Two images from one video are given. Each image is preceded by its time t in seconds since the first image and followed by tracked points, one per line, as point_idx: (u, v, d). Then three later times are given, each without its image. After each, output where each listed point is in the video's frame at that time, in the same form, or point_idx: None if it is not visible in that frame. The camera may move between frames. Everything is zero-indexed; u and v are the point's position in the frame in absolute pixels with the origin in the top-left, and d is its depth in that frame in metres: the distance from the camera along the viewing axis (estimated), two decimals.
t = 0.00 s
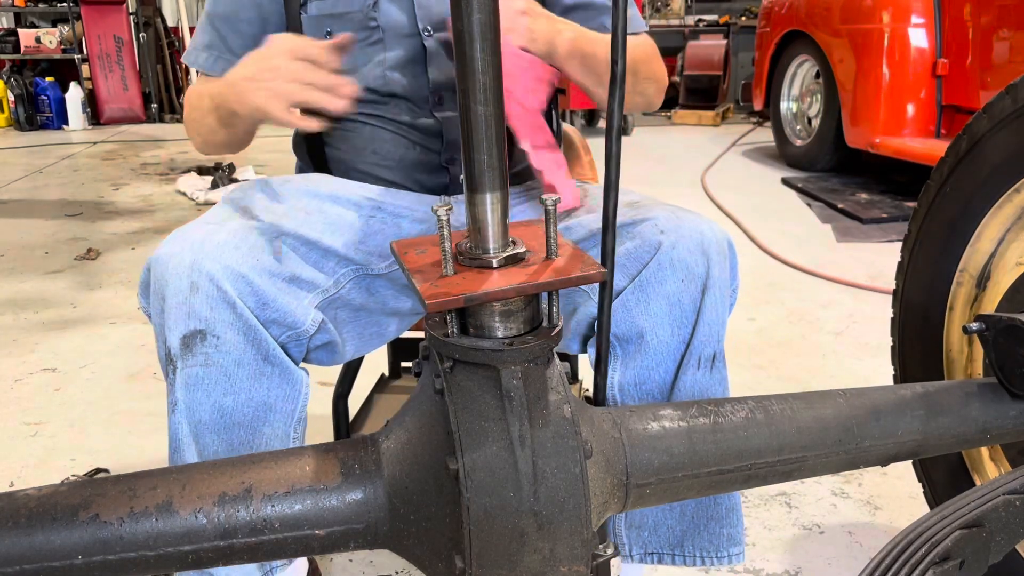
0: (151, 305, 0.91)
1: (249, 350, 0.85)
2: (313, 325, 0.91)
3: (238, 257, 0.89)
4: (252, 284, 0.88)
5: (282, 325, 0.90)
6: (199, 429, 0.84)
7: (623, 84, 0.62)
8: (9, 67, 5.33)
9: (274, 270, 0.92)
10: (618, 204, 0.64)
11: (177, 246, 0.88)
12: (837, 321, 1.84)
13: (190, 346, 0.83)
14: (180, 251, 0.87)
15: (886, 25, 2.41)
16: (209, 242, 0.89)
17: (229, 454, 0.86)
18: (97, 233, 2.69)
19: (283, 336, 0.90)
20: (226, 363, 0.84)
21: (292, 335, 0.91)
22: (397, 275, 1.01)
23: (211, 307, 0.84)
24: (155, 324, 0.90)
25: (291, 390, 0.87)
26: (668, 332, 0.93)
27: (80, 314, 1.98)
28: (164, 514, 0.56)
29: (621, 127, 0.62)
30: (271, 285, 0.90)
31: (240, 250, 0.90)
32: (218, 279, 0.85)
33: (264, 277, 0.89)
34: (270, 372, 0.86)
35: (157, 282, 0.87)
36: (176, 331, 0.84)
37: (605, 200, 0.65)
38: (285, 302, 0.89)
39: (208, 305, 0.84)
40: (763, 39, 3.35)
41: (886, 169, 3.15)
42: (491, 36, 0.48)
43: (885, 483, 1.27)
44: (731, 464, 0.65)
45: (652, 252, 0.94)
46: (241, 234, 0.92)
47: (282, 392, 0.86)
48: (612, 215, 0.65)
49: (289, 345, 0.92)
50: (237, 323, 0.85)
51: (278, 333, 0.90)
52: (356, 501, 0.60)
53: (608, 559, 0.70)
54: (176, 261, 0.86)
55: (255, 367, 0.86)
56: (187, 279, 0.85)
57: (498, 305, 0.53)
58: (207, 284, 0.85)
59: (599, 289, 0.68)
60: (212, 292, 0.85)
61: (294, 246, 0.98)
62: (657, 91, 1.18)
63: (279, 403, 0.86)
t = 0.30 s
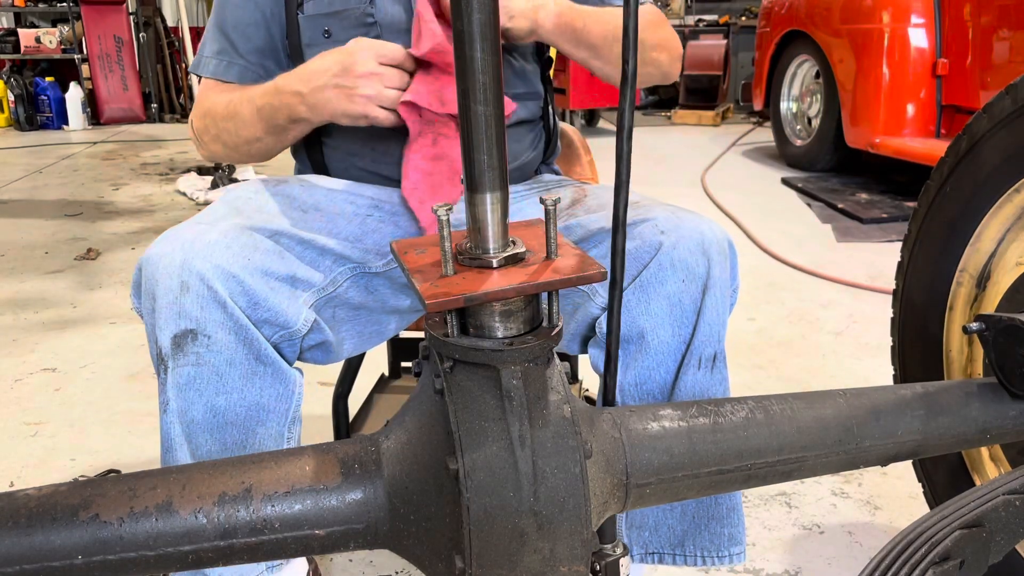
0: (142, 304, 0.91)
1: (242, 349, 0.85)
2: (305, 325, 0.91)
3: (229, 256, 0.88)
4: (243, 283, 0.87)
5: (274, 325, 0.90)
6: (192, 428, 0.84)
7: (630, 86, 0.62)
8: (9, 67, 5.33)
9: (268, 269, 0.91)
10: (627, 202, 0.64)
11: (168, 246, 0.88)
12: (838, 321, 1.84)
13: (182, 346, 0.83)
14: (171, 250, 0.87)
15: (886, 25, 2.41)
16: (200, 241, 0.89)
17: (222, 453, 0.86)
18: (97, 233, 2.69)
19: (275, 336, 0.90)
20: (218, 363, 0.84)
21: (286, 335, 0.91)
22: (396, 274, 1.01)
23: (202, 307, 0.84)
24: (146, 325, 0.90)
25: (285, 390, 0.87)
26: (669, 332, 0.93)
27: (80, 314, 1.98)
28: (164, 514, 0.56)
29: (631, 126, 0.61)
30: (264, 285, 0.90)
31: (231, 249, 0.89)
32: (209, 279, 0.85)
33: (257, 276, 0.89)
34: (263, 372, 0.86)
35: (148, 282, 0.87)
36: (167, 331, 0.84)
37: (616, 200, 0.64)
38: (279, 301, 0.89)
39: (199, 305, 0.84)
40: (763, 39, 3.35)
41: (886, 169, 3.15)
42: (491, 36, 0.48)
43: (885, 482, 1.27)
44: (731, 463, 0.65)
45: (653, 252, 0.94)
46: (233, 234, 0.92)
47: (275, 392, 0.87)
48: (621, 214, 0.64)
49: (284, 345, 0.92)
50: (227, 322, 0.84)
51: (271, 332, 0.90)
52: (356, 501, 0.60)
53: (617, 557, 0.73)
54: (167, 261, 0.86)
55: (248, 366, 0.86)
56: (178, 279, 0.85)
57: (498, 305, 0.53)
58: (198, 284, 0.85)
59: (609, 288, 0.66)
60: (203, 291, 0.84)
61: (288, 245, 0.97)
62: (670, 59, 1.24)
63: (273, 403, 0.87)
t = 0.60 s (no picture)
0: (143, 304, 0.91)
1: (243, 348, 0.85)
2: (306, 324, 0.92)
3: (230, 256, 0.89)
4: (244, 283, 0.88)
5: (275, 324, 0.90)
6: (193, 428, 0.84)
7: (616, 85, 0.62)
8: (9, 68, 5.33)
9: (268, 268, 0.92)
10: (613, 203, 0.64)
11: (169, 245, 0.89)
12: (838, 321, 1.84)
13: (183, 345, 0.84)
14: (173, 250, 0.88)
15: (886, 25, 2.41)
16: (201, 241, 0.90)
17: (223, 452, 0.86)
18: (97, 233, 2.69)
19: (277, 335, 0.91)
20: (219, 363, 0.84)
21: (287, 335, 0.91)
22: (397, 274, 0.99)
23: (204, 306, 0.85)
24: (146, 325, 0.90)
25: (285, 389, 0.87)
26: (669, 331, 0.93)
27: (80, 314, 1.98)
28: (165, 514, 0.56)
29: (615, 126, 0.61)
30: (265, 284, 0.90)
31: (232, 249, 0.90)
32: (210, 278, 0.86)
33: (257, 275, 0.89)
34: (263, 371, 0.86)
35: (149, 282, 0.88)
36: (168, 330, 0.84)
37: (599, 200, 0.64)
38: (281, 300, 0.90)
39: (201, 304, 0.85)
40: (763, 39, 3.35)
41: (886, 169, 3.15)
42: (491, 36, 0.48)
43: (885, 482, 1.27)
44: (731, 463, 0.65)
45: (652, 252, 0.94)
46: (233, 234, 0.93)
47: (276, 391, 0.87)
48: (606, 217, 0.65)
49: (284, 344, 0.92)
50: (228, 321, 0.85)
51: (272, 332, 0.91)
52: (356, 501, 0.60)
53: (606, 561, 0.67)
54: (167, 261, 0.87)
55: (248, 365, 0.86)
56: (179, 278, 0.86)
57: (498, 305, 0.53)
58: (199, 282, 0.85)
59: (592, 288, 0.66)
60: (204, 290, 0.85)
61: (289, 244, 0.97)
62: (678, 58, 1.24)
63: (273, 402, 0.87)
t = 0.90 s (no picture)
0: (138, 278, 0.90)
1: (241, 326, 0.86)
2: (304, 304, 0.92)
3: (231, 230, 0.88)
4: (245, 258, 0.87)
5: (272, 303, 0.90)
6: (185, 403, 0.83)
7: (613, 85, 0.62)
8: (9, 68, 5.33)
9: (267, 244, 0.91)
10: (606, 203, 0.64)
11: (169, 216, 0.88)
12: (838, 321, 1.84)
13: (180, 319, 0.83)
14: (173, 221, 0.87)
15: (886, 25, 2.41)
16: (201, 214, 0.89)
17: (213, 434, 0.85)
18: (98, 233, 2.69)
19: (273, 315, 0.91)
20: (216, 339, 0.84)
21: (284, 314, 0.91)
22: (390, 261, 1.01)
23: (204, 281, 0.84)
24: (139, 297, 0.89)
25: (278, 371, 0.88)
26: (660, 328, 0.93)
27: (80, 314, 1.98)
28: (164, 515, 0.56)
29: (608, 126, 0.62)
30: (264, 261, 0.90)
31: (233, 223, 0.89)
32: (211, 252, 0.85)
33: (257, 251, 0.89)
34: (258, 351, 0.87)
35: (146, 252, 0.86)
36: (166, 303, 0.83)
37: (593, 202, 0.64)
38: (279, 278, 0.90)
39: (200, 278, 0.84)
40: (763, 39, 3.35)
41: (886, 169, 3.15)
42: (491, 36, 0.48)
43: (885, 482, 1.27)
44: (730, 464, 0.65)
45: (641, 250, 0.94)
46: (233, 208, 0.92)
47: (269, 370, 0.88)
48: (601, 214, 0.65)
49: (280, 324, 0.92)
50: (227, 297, 0.85)
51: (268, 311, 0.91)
52: (356, 501, 0.60)
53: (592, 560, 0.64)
54: (168, 232, 0.85)
55: (242, 344, 0.86)
56: (179, 251, 0.84)
57: (498, 305, 0.53)
58: (199, 256, 0.84)
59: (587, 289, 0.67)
60: (204, 264, 0.84)
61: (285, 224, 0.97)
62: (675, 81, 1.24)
63: (266, 382, 0.88)
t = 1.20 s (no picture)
0: (148, 302, 0.91)
1: (242, 356, 0.85)
2: (311, 330, 0.93)
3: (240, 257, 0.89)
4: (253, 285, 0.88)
5: (279, 330, 0.91)
6: (180, 435, 0.82)
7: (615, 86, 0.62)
8: (9, 68, 5.34)
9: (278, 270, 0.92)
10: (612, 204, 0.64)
11: (181, 241, 0.90)
12: (838, 321, 1.84)
13: (183, 345, 0.83)
14: (184, 246, 0.89)
15: (886, 25, 2.40)
16: (212, 240, 0.90)
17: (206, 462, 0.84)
18: (98, 233, 2.69)
19: (279, 344, 0.92)
20: (216, 367, 0.83)
21: (291, 345, 0.92)
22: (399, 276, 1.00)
23: (209, 307, 0.85)
24: (148, 321, 0.90)
25: (277, 407, 0.86)
26: (654, 327, 0.93)
27: (80, 314, 1.98)
28: (164, 514, 0.56)
29: (615, 126, 0.62)
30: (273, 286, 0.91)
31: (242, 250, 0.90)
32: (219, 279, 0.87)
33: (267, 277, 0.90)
34: (259, 383, 0.86)
35: (157, 277, 0.88)
36: (170, 328, 0.84)
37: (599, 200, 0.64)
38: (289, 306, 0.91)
39: (207, 303, 0.85)
40: (763, 39, 3.35)
41: (886, 169, 3.15)
42: (491, 35, 0.48)
43: (885, 482, 1.27)
44: (730, 463, 0.65)
45: (637, 250, 0.94)
46: (243, 233, 0.93)
47: (267, 404, 0.86)
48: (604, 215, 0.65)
49: (286, 357, 0.93)
50: (233, 324, 0.85)
51: (275, 339, 0.92)
52: (356, 501, 0.60)
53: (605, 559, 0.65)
54: (178, 257, 0.87)
55: (243, 374, 0.85)
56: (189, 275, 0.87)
57: (498, 305, 0.53)
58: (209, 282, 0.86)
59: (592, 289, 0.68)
60: (213, 291, 0.86)
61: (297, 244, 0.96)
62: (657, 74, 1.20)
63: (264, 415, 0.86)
